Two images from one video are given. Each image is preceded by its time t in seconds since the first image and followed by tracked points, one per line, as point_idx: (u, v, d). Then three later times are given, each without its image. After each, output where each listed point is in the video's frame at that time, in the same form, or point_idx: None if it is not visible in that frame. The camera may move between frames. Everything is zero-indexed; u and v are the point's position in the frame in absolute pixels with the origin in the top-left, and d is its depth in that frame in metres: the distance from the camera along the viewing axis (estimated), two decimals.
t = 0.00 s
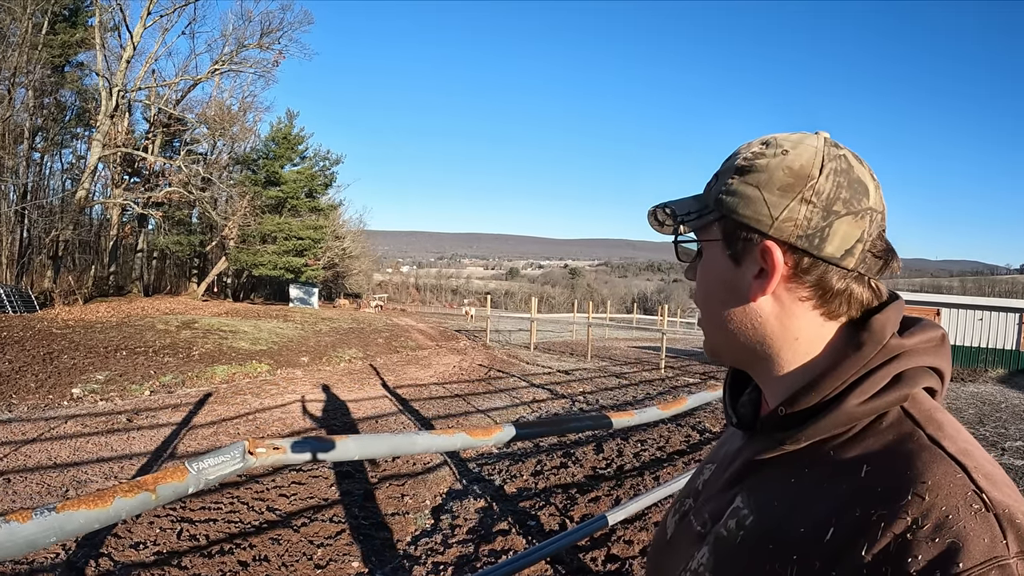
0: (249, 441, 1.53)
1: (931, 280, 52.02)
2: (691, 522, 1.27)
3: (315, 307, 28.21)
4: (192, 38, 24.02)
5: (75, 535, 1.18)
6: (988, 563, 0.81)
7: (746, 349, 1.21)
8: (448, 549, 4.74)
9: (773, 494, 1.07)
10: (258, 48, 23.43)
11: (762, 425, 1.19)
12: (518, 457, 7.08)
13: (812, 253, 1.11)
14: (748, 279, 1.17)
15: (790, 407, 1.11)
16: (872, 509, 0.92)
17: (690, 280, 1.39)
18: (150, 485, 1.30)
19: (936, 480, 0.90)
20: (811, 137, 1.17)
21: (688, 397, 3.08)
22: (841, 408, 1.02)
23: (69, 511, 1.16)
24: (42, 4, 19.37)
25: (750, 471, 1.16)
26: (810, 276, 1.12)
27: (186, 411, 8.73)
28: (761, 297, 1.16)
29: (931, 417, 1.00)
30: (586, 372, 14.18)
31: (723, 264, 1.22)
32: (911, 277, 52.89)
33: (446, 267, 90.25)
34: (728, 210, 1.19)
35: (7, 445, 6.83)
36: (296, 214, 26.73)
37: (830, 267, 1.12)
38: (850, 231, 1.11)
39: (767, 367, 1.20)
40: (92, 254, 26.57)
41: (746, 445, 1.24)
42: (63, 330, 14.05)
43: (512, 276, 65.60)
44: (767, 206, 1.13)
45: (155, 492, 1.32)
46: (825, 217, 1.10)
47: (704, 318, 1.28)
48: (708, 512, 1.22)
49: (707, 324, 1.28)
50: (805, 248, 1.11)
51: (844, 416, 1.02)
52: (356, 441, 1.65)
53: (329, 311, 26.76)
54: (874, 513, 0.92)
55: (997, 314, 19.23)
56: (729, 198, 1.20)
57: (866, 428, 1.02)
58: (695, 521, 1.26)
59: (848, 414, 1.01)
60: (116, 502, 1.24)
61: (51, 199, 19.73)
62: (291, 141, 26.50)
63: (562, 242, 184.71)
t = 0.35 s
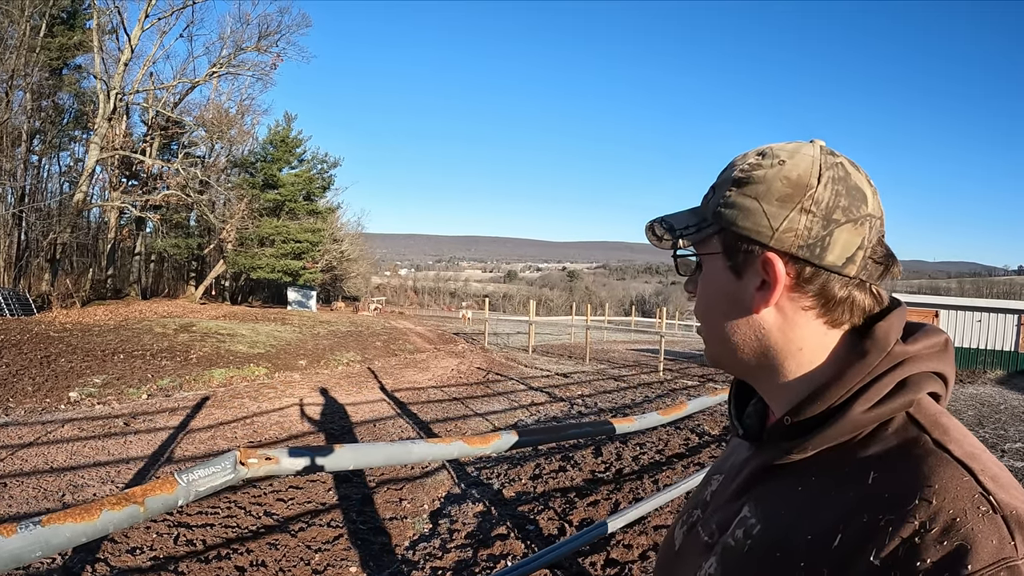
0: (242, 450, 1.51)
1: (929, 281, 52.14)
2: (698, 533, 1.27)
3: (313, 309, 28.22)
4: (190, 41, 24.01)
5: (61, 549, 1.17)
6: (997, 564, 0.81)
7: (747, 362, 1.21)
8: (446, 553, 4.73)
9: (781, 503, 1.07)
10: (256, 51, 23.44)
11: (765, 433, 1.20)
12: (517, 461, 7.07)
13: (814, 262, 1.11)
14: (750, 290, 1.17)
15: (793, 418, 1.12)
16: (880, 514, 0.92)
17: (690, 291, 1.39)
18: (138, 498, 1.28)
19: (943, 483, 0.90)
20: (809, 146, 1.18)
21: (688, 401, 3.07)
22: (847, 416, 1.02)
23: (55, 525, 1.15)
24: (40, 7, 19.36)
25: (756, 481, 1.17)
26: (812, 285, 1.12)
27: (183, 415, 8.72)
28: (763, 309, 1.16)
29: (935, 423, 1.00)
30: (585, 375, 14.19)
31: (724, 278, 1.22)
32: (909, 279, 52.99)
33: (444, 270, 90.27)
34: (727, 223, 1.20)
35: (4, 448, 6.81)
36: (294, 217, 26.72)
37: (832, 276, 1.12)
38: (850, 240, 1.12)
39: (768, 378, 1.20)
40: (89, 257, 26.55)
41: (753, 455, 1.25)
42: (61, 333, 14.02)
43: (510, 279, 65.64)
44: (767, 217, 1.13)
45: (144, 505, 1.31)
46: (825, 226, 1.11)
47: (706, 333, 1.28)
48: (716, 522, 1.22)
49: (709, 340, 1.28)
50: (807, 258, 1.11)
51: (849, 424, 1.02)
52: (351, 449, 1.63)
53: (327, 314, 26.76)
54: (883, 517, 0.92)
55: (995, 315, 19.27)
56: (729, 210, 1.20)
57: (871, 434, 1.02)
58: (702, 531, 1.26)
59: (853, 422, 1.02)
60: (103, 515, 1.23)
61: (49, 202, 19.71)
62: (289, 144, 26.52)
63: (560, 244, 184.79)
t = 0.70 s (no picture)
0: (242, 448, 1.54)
1: (929, 282, 52.12)
2: (688, 528, 1.28)
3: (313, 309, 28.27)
4: (191, 41, 24.03)
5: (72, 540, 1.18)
6: (981, 543, 0.82)
7: (791, 372, 1.13)
8: (445, 553, 4.73)
9: (775, 497, 1.08)
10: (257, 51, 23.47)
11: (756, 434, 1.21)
12: (516, 461, 7.08)
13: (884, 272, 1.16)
14: (838, 292, 1.12)
15: (789, 415, 1.13)
16: (874, 504, 0.93)
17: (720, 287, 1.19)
18: (145, 492, 1.31)
19: (934, 471, 0.90)
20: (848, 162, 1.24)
21: (684, 401, 3.07)
22: (840, 411, 1.03)
23: (65, 517, 1.17)
24: (41, 7, 19.38)
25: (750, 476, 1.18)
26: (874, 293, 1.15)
27: (183, 414, 8.72)
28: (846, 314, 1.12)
29: (922, 416, 1.01)
30: (584, 376, 14.23)
31: (807, 281, 1.11)
32: (910, 280, 52.96)
33: (444, 271, 90.26)
34: (829, 221, 1.11)
35: (5, 447, 6.82)
36: (294, 217, 26.71)
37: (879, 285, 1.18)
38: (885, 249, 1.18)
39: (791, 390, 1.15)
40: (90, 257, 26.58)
41: (741, 453, 1.26)
42: (61, 332, 14.04)
43: (511, 279, 65.60)
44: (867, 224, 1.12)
45: (150, 498, 1.33)
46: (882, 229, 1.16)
47: (764, 340, 1.12)
48: (707, 517, 1.23)
49: (762, 348, 1.12)
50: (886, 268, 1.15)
51: (842, 419, 1.03)
52: (350, 447, 1.67)
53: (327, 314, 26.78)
54: (878, 507, 0.92)
55: (995, 316, 19.28)
56: (825, 204, 1.12)
57: (861, 429, 1.03)
58: (693, 526, 1.27)
59: (846, 416, 1.03)
60: (111, 507, 1.25)
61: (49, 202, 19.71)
62: (290, 144, 26.55)
63: (560, 245, 184.77)
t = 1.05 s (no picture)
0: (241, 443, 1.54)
1: (928, 283, 52.15)
2: (680, 537, 1.26)
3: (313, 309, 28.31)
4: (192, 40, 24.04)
5: (72, 533, 1.20)
6: (980, 530, 0.84)
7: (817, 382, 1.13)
8: (443, 552, 4.74)
9: (778, 499, 1.09)
10: (258, 51, 23.50)
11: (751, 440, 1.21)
12: (515, 461, 7.09)
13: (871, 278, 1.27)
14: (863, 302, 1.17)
15: (786, 419, 1.13)
16: (880, 498, 0.95)
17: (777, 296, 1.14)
18: (146, 486, 1.31)
19: (935, 463, 0.93)
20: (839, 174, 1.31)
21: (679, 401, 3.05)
22: (838, 412, 1.05)
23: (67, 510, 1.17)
24: (42, 6, 19.37)
25: (748, 481, 1.18)
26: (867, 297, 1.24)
27: (184, 413, 8.73)
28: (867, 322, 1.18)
29: (911, 416, 1.05)
30: (584, 376, 14.24)
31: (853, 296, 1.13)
32: (909, 281, 53.01)
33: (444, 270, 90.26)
34: (873, 236, 1.15)
35: (5, 445, 6.82)
36: (294, 217, 26.72)
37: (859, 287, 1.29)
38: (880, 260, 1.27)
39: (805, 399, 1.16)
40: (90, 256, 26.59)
41: (731, 458, 1.27)
42: (62, 331, 14.03)
43: (511, 279, 65.59)
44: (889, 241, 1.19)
45: (151, 493, 1.33)
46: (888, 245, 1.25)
47: (823, 354, 1.10)
48: (703, 524, 1.22)
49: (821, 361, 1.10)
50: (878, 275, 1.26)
51: (841, 422, 1.05)
52: (342, 443, 1.67)
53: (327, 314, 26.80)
54: (883, 501, 0.94)
55: (995, 317, 19.26)
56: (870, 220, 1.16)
57: (856, 432, 1.05)
58: (686, 534, 1.25)
59: (844, 418, 1.05)
60: (112, 501, 1.25)
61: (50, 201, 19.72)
62: (290, 144, 26.57)
63: (560, 245, 184.75)
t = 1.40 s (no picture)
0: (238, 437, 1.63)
1: (929, 284, 52.18)
2: (657, 535, 1.27)
3: (313, 309, 28.33)
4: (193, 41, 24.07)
5: (72, 519, 1.30)
6: (958, 510, 0.84)
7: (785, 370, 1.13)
8: (442, 550, 4.74)
9: (751, 492, 1.09)
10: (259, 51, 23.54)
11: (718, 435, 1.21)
12: (514, 460, 7.08)
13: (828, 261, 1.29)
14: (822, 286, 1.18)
15: (755, 411, 1.11)
16: (852, 485, 0.95)
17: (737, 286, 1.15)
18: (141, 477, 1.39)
19: (905, 446, 0.92)
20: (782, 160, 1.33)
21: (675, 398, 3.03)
22: (805, 402, 1.05)
23: (66, 497, 1.28)
24: (43, 6, 19.38)
25: (720, 476, 1.18)
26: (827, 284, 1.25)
27: (184, 412, 8.73)
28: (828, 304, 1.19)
29: (880, 395, 1.04)
30: (584, 376, 14.24)
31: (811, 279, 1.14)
32: (910, 283, 53.00)
33: (444, 271, 90.26)
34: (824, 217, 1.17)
35: (5, 444, 6.82)
36: (295, 217, 26.73)
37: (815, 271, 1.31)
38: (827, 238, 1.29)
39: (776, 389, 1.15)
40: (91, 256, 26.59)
41: (702, 454, 1.27)
42: (62, 331, 14.02)
43: (512, 279, 65.59)
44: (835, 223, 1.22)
45: (148, 481, 1.44)
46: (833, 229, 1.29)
47: (792, 340, 1.10)
48: (679, 521, 1.22)
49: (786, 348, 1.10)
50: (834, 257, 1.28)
51: (808, 410, 1.05)
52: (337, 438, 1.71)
53: (328, 314, 26.82)
54: (856, 489, 0.94)
55: (995, 318, 19.26)
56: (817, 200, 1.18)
57: (824, 418, 1.05)
58: (663, 531, 1.25)
59: (813, 406, 1.04)
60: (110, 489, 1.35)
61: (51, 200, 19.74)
62: (291, 144, 26.59)
63: (561, 245, 184.74)
